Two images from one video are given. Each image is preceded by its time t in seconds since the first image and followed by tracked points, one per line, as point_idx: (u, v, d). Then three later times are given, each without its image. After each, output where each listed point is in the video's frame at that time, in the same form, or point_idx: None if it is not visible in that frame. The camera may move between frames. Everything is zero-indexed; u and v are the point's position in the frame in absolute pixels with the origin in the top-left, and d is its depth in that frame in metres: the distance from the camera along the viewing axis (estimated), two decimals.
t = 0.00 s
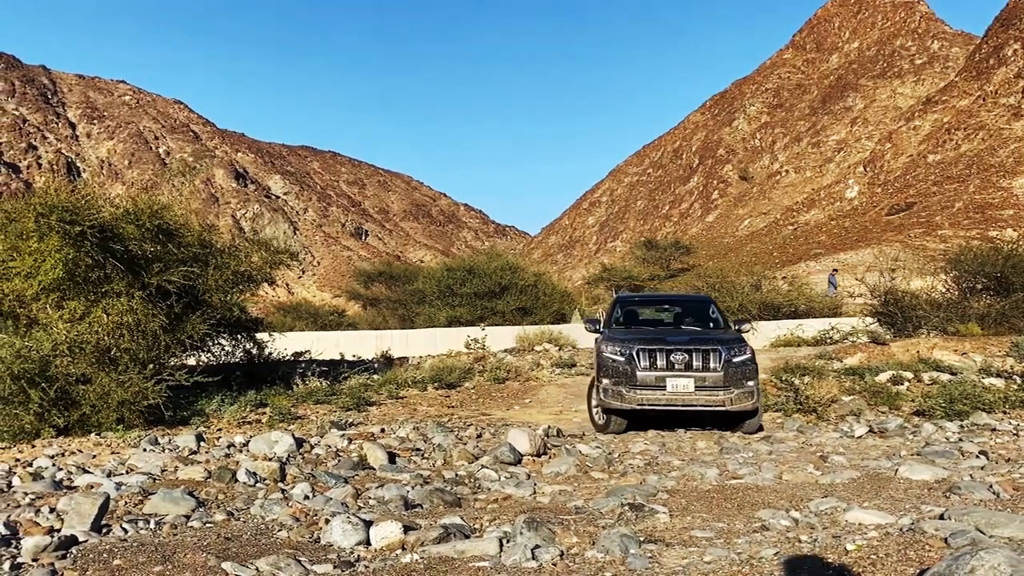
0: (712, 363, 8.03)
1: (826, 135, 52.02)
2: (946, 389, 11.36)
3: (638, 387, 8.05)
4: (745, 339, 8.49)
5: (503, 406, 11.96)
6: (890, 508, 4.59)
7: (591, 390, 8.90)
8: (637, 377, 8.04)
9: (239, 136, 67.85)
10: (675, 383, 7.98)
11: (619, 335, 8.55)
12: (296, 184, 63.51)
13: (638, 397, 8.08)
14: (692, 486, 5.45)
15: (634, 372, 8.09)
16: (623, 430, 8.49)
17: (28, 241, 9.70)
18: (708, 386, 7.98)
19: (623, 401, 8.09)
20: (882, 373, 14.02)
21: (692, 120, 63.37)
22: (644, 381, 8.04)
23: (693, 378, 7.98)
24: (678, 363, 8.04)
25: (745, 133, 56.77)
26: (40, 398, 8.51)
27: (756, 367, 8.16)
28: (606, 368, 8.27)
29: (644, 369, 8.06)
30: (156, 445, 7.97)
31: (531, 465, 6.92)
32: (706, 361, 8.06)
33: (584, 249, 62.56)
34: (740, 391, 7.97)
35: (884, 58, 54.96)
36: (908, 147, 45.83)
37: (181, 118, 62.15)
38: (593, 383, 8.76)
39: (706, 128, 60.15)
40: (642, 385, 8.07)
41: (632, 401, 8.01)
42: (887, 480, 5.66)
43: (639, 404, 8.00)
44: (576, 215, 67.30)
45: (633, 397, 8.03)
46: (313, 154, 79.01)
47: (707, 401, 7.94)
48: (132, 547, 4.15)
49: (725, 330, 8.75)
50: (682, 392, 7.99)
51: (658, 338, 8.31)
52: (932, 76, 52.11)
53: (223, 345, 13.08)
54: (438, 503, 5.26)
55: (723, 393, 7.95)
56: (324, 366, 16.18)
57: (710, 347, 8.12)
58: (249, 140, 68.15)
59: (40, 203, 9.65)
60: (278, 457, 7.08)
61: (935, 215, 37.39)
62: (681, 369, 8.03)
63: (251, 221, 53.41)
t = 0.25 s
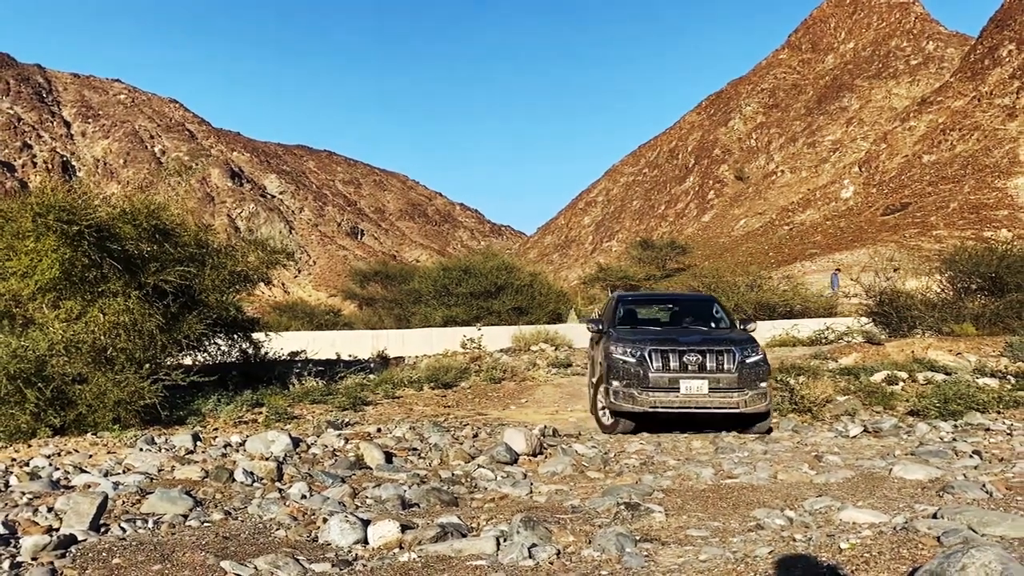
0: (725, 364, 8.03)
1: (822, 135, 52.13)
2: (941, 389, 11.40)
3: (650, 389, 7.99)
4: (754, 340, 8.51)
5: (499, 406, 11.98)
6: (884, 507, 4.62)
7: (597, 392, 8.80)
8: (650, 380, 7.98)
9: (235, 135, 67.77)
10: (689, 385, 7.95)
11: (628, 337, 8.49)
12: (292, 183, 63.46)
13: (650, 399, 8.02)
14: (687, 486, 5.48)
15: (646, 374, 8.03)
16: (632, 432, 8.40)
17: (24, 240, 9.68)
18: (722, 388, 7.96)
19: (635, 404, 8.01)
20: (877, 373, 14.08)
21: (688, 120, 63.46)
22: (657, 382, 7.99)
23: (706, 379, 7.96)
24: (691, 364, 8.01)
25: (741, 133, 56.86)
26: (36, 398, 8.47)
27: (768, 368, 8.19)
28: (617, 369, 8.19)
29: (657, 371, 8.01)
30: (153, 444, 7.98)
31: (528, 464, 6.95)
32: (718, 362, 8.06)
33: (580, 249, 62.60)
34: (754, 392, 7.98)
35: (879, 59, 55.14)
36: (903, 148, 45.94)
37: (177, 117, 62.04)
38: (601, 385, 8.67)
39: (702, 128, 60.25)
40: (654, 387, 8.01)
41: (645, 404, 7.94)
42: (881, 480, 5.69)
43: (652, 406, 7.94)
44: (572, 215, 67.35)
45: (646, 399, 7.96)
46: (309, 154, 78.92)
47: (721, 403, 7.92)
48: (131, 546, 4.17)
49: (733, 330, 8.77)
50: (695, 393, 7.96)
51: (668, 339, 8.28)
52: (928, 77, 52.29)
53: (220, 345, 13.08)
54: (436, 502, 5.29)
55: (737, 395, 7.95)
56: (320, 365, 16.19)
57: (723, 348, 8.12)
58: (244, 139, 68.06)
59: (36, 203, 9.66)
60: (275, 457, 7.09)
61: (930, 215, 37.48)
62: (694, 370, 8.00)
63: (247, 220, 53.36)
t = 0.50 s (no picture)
0: (732, 363, 7.88)
1: (811, 136, 52.35)
2: (929, 389, 11.48)
3: (656, 386, 7.82)
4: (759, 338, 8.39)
5: (490, 406, 11.99)
6: (871, 506, 4.66)
7: (597, 390, 8.60)
8: (656, 377, 7.81)
9: (225, 134, 67.53)
10: (696, 383, 7.80)
11: (631, 333, 8.32)
12: (282, 182, 63.29)
13: (655, 397, 7.85)
14: (677, 486, 5.52)
15: (652, 371, 7.86)
16: (634, 432, 8.22)
17: (13, 240, 9.60)
18: (729, 386, 7.83)
19: (639, 402, 7.83)
20: (866, 373, 14.17)
21: (679, 120, 63.63)
22: (663, 380, 7.82)
23: (713, 377, 7.81)
24: (698, 362, 7.85)
25: (732, 134, 57.06)
26: (25, 397, 8.52)
27: (774, 367, 8.07)
28: (621, 366, 8.00)
29: (664, 369, 7.84)
30: (143, 444, 7.97)
31: (519, 464, 6.96)
32: (725, 360, 7.91)
33: (571, 249, 62.69)
34: (761, 391, 7.85)
35: (869, 60, 55.49)
36: (893, 149, 46.17)
37: (167, 115, 61.77)
38: (603, 383, 8.47)
39: (693, 129, 60.45)
40: (660, 385, 7.85)
41: (650, 402, 7.78)
42: (869, 479, 5.74)
43: (657, 404, 7.77)
44: (563, 215, 67.43)
45: (650, 398, 7.80)
46: (299, 152, 78.69)
47: (728, 401, 7.78)
48: (122, 546, 4.18)
49: (737, 328, 8.61)
50: (702, 392, 7.80)
51: (674, 336, 8.12)
52: (917, 78, 52.64)
53: (210, 345, 13.05)
54: (426, 502, 5.30)
55: (743, 393, 7.81)
56: (310, 365, 16.15)
57: (729, 345, 7.98)
58: (235, 138, 67.85)
59: (25, 203, 9.60)
60: (266, 457, 7.09)
61: (918, 216, 37.68)
62: (701, 368, 7.84)
63: (237, 219, 53.20)
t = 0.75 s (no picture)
0: (737, 362, 7.79)
1: (793, 138, 52.76)
2: (906, 389, 11.61)
3: (660, 387, 7.66)
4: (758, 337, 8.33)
5: (472, 406, 12.00)
6: (845, 505, 4.72)
7: (591, 391, 8.39)
8: (661, 377, 7.65)
9: (207, 132, 67.08)
10: (701, 382, 7.69)
11: (632, 333, 8.12)
12: (264, 180, 62.97)
13: (660, 397, 7.69)
14: (655, 485, 5.57)
15: (656, 371, 7.70)
16: (634, 434, 8.03)
17: None
18: (734, 386, 7.74)
19: (644, 403, 7.66)
20: (845, 373, 14.31)
21: (662, 120, 63.92)
22: (667, 380, 7.67)
23: (719, 377, 7.70)
24: (702, 362, 7.74)
25: (714, 135, 57.40)
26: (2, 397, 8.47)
27: (776, 366, 8.02)
28: (623, 367, 7.81)
29: (668, 369, 7.69)
30: (122, 444, 7.92)
31: (499, 463, 6.98)
32: (730, 360, 7.81)
33: (554, 249, 62.81)
34: (765, 391, 7.80)
35: (850, 62, 56.04)
36: (873, 151, 46.62)
37: (148, 113, 61.28)
38: (600, 384, 8.26)
39: (676, 130, 60.78)
40: (665, 385, 7.69)
41: (656, 403, 7.61)
42: (845, 478, 5.81)
43: (662, 405, 7.61)
44: (546, 214, 67.55)
45: (655, 398, 7.64)
46: (281, 151, 78.29)
47: (733, 401, 7.69)
48: (99, 547, 4.16)
49: (733, 327, 8.52)
50: (706, 392, 7.69)
51: (676, 335, 7.98)
52: (896, 81, 53.21)
53: (190, 344, 12.98)
54: (406, 502, 5.32)
55: (749, 393, 7.73)
56: (292, 365, 16.08)
57: (733, 345, 7.89)
58: (217, 136, 67.41)
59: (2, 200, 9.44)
60: (246, 457, 7.07)
61: (897, 218, 38.07)
62: (706, 368, 7.73)
63: (218, 218, 52.88)
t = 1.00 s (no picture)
0: (735, 363, 7.79)
1: (770, 139, 53.21)
2: (880, 389, 11.75)
3: (660, 388, 7.60)
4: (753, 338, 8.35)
5: (450, 406, 12.01)
6: (816, 504, 4.78)
7: (585, 392, 8.29)
8: (661, 378, 7.59)
9: (184, 129, 66.49)
10: (701, 384, 7.66)
11: (629, 332, 8.05)
12: (242, 179, 62.52)
13: (660, 399, 7.63)
14: (631, 484, 5.61)
15: (655, 373, 7.64)
16: (630, 435, 7.96)
17: None
18: (733, 387, 7.73)
19: (643, 404, 7.60)
20: (820, 373, 14.47)
21: (641, 121, 64.27)
22: (668, 381, 7.62)
23: (718, 378, 7.69)
24: (702, 363, 7.71)
25: (692, 136, 57.77)
26: None
27: (772, 367, 8.04)
28: (622, 368, 7.73)
29: (668, 370, 7.64)
30: (96, 444, 7.85)
31: (476, 463, 7.01)
32: (728, 360, 7.80)
33: (534, 249, 62.90)
34: (763, 392, 7.81)
35: (827, 65, 56.67)
36: (849, 153, 47.12)
37: (124, 110, 60.64)
38: (595, 386, 8.18)
39: (655, 131, 61.13)
40: (664, 387, 7.64)
41: (656, 404, 7.55)
42: (817, 477, 5.87)
43: (663, 407, 7.56)
44: (526, 214, 67.67)
45: (656, 400, 7.58)
46: (260, 149, 77.77)
47: (733, 403, 7.68)
48: (71, 548, 4.14)
49: (724, 327, 8.53)
50: (706, 393, 7.67)
51: (673, 335, 7.94)
52: (872, 83, 53.86)
53: (166, 343, 12.87)
54: (382, 502, 5.34)
55: (748, 394, 7.74)
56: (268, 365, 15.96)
57: (731, 345, 7.90)
58: (194, 133, 66.84)
59: None
60: (221, 457, 7.03)
61: (873, 219, 38.49)
62: (705, 369, 7.71)
63: (195, 216, 52.43)
